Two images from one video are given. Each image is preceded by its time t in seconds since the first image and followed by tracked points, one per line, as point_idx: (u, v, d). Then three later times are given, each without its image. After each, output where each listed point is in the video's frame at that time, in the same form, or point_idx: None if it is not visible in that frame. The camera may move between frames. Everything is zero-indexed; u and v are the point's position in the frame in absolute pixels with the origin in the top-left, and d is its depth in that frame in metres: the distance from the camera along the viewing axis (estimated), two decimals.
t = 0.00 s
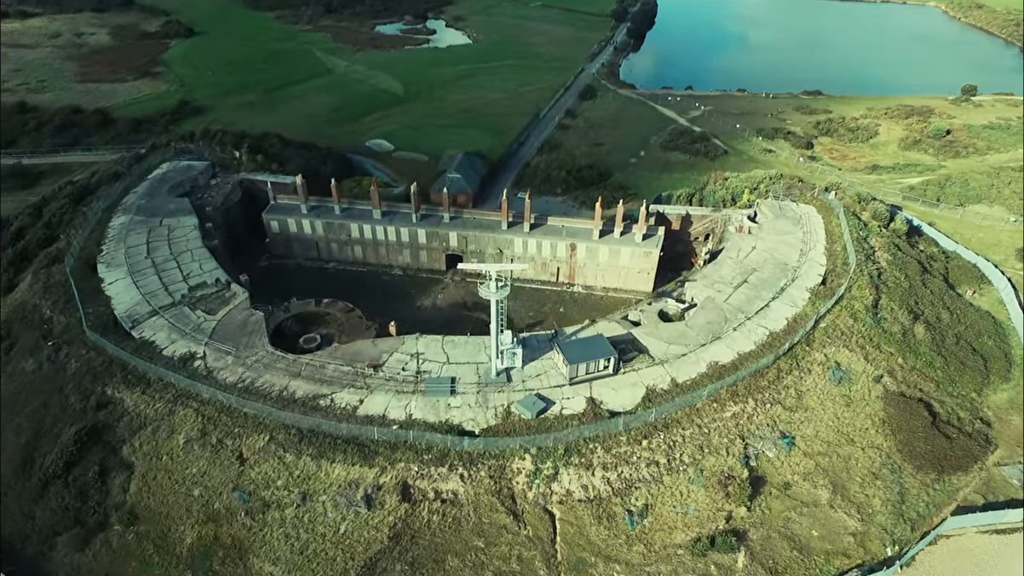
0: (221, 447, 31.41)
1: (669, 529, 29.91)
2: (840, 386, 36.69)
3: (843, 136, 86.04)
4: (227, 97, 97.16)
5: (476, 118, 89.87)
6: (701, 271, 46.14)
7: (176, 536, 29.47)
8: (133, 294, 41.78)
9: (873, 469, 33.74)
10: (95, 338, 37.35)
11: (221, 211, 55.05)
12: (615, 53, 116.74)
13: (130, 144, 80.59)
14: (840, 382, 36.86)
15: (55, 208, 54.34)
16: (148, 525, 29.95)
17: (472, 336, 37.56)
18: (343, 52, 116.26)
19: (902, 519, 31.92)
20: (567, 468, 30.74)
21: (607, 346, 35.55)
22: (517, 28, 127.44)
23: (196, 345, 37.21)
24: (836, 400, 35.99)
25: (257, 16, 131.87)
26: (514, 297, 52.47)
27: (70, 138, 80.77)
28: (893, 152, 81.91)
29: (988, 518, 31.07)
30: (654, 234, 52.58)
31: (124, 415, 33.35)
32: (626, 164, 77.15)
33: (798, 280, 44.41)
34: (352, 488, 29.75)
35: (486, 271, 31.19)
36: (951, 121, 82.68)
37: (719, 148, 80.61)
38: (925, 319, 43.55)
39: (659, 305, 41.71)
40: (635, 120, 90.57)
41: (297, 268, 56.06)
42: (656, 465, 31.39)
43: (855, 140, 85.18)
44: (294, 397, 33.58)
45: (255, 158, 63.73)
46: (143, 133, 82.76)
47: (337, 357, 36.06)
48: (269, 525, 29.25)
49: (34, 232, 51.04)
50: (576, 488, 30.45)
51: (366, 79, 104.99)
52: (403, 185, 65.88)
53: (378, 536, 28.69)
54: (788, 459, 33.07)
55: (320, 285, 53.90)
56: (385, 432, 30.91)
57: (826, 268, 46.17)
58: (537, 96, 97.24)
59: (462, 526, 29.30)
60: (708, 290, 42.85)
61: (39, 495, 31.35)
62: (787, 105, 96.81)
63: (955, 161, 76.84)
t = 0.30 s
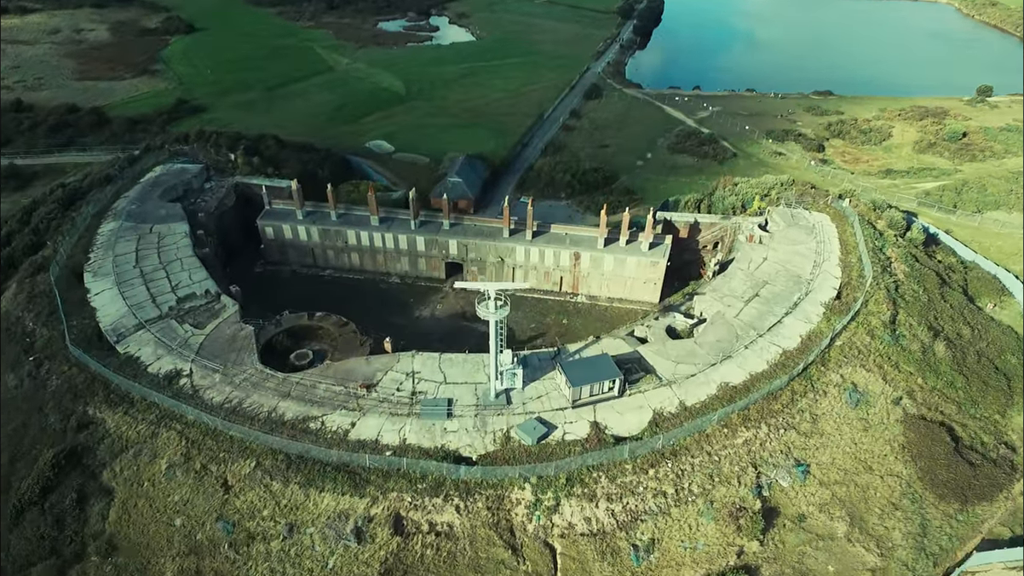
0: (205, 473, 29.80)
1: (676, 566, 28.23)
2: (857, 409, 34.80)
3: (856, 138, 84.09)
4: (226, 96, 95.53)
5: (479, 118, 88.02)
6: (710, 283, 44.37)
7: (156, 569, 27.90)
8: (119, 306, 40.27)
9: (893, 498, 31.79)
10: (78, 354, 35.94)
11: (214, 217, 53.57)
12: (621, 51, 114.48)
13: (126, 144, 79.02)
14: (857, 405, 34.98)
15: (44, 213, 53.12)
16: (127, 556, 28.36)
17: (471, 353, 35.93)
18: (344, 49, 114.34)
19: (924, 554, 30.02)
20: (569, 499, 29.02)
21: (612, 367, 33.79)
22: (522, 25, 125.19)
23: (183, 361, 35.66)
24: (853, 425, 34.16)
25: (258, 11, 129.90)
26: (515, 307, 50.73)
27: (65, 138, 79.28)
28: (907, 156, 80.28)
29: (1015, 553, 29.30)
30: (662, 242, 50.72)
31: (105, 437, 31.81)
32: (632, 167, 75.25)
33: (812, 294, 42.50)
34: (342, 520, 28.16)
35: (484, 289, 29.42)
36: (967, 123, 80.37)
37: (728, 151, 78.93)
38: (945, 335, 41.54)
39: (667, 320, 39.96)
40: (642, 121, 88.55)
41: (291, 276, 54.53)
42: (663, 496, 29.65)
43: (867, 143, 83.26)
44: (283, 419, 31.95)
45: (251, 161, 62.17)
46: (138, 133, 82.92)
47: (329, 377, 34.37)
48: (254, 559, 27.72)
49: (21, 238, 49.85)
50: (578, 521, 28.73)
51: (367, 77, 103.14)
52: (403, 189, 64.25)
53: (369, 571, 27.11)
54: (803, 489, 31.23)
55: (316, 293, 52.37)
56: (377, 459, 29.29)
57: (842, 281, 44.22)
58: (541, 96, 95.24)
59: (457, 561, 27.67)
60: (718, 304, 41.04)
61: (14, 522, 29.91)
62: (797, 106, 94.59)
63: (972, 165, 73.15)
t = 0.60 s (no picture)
0: (189, 496, 28.36)
1: None
2: (876, 430, 33.01)
3: (870, 134, 81.30)
4: (225, 89, 93.68)
5: (483, 113, 85.96)
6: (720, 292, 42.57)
7: None
8: (106, 312, 38.80)
9: (914, 526, 30.01)
10: (60, 365, 34.61)
11: (207, 217, 52.07)
12: (629, 43, 111.76)
13: (122, 139, 77.46)
14: (876, 426, 33.19)
15: (34, 212, 51.88)
16: None
17: (470, 367, 34.33)
18: (346, 40, 112.04)
19: None
20: (571, 528, 27.41)
21: (618, 384, 32.06)
22: (528, 16, 122.46)
23: (169, 373, 34.16)
24: (871, 447, 32.42)
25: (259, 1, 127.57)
26: (518, 312, 49.04)
27: (60, 132, 77.76)
28: (924, 153, 76.97)
29: None
30: (670, 247, 48.85)
31: (86, 455, 30.41)
32: (640, 165, 73.15)
33: (827, 304, 40.63)
34: (331, 548, 26.69)
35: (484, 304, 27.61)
36: (987, 119, 77.60)
37: (739, 148, 76.75)
38: (968, 349, 39.60)
39: (676, 332, 38.25)
40: (649, 116, 86.25)
41: (287, 278, 53.05)
42: (671, 524, 28.04)
43: (882, 140, 80.48)
44: (271, 438, 30.43)
45: (247, 158, 60.67)
46: (134, 127, 80.77)
47: (321, 392, 32.83)
48: None
49: (9, 239, 48.89)
50: (581, 550, 27.16)
51: (369, 69, 101.01)
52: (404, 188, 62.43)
53: None
54: (819, 517, 29.51)
55: (312, 297, 50.87)
56: (369, 483, 27.80)
57: (858, 290, 42.27)
58: (547, 89, 92.99)
59: None
60: (729, 315, 39.30)
61: None
62: (809, 101, 91.99)
63: (991, 164, 72.33)
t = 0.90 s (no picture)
0: (172, 515, 27.06)
1: None
2: (896, 450, 31.25)
3: (888, 126, 78.44)
4: (223, 75, 91.54)
5: (487, 102, 83.63)
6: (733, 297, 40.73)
7: None
8: (92, 314, 37.40)
9: (936, 553, 27.95)
10: (44, 371, 33.45)
11: (201, 213, 50.56)
12: (638, 28, 108.44)
13: (118, 127, 75.55)
14: (896, 444, 31.44)
15: (23, 207, 50.69)
16: None
17: (470, 377, 32.81)
18: (348, 24, 109.26)
19: None
20: (573, 555, 25.92)
21: (625, 399, 30.43)
22: None
23: (156, 382, 32.78)
24: (890, 467, 30.64)
25: None
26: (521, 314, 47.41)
27: (54, 120, 76.12)
28: (944, 147, 74.19)
29: None
30: (680, 247, 46.96)
31: (67, 468, 29.25)
32: (649, 158, 70.90)
33: (845, 311, 38.72)
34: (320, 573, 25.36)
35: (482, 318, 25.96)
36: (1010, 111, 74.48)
37: (751, 141, 74.40)
38: (993, 360, 37.63)
39: (686, 340, 36.53)
40: (659, 106, 83.69)
41: (283, 276, 51.45)
42: (679, 551, 26.49)
43: (900, 132, 77.57)
44: (260, 453, 29.04)
45: (243, 150, 58.96)
46: (131, 114, 79.16)
47: (313, 403, 31.39)
48: None
49: None
50: None
51: (371, 55, 98.51)
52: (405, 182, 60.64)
53: None
54: (835, 544, 27.73)
55: (309, 296, 49.32)
56: (361, 504, 26.45)
57: (878, 296, 40.31)
58: (553, 77, 90.37)
59: None
60: (742, 323, 37.53)
61: None
62: (825, 91, 89.00)
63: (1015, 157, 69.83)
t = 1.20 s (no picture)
0: (155, 533, 25.86)
1: None
2: (916, 469, 29.57)
3: (907, 115, 75.51)
4: (221, 57, 89.05)
5: (492, 87, 80.98)
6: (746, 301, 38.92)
7: None
8: (78, 314, 36.00)
9: None
10: (26, 376, 32.26)
11: (194, 205, 48.92)
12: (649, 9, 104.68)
13: (112, 111, 73.48)
14: (917, 462, 29.76)
15: (11, 198, 49.24)
16: None
17: (469, 387, 31.34)
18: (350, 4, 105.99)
19: None
20: None
21: (631, 414, 28.90)
22: None
23: (141, 388, 31.44)
24: (911, 487, 28.97)
25: None
26: (523, 313, 45.79)
27: (48, 104, 74.20)
28: (965, 136, 71.28)
29: None
30: (690, 245, 45.10)
31: (47, 480, 28.12)
32: (658, 147, 68.57)
33: (863, 317, 36.87)
34: None
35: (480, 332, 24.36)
36: None
37: (765, 130, 71.91)
38: (1019, 371, 35.70)
39: (696, 347, 34.87)
40: (670, 92, 80.93)
41: (279, 271, 49.91)
42: None
43: (918, 121, 74.65)
44: (248, 467, 27.72)
45: (239, 138, 57.07)
46: (125, 98, 76.70)
47: (304, 413, 29.99)
48: None
49: None
50: None
51: (373, 36, 95.61)
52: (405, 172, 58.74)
53: None
54: (852, 570, 26.17)
55: (305, 292, 47.80)
56: (352, 525, 25.20)
57: (898, 300, 38.39)
58: (560, 61, 87.42)
59: None
60: (754, 329, 35.82)
61: None
62: (842, 76, 85.63)
63: None
